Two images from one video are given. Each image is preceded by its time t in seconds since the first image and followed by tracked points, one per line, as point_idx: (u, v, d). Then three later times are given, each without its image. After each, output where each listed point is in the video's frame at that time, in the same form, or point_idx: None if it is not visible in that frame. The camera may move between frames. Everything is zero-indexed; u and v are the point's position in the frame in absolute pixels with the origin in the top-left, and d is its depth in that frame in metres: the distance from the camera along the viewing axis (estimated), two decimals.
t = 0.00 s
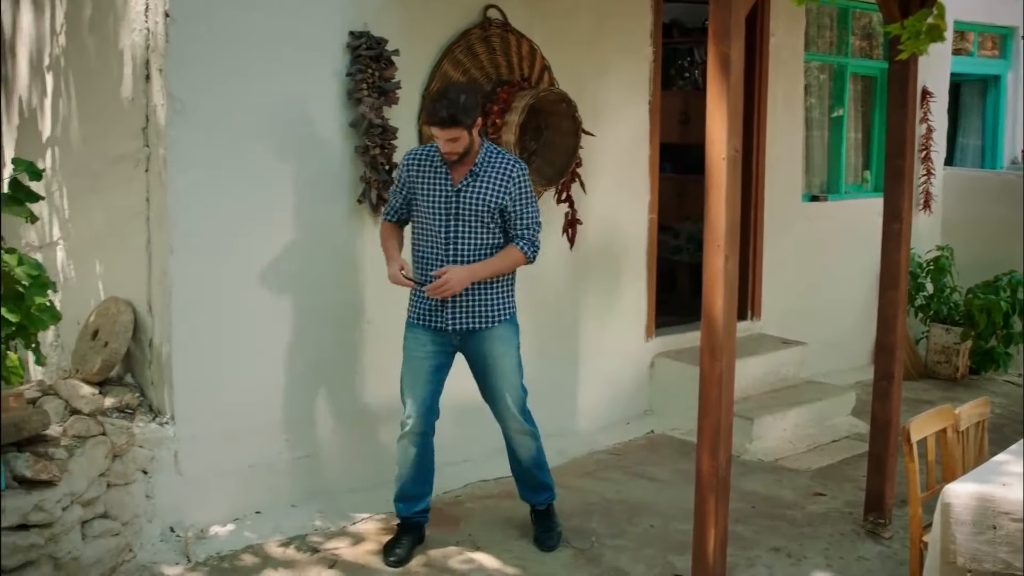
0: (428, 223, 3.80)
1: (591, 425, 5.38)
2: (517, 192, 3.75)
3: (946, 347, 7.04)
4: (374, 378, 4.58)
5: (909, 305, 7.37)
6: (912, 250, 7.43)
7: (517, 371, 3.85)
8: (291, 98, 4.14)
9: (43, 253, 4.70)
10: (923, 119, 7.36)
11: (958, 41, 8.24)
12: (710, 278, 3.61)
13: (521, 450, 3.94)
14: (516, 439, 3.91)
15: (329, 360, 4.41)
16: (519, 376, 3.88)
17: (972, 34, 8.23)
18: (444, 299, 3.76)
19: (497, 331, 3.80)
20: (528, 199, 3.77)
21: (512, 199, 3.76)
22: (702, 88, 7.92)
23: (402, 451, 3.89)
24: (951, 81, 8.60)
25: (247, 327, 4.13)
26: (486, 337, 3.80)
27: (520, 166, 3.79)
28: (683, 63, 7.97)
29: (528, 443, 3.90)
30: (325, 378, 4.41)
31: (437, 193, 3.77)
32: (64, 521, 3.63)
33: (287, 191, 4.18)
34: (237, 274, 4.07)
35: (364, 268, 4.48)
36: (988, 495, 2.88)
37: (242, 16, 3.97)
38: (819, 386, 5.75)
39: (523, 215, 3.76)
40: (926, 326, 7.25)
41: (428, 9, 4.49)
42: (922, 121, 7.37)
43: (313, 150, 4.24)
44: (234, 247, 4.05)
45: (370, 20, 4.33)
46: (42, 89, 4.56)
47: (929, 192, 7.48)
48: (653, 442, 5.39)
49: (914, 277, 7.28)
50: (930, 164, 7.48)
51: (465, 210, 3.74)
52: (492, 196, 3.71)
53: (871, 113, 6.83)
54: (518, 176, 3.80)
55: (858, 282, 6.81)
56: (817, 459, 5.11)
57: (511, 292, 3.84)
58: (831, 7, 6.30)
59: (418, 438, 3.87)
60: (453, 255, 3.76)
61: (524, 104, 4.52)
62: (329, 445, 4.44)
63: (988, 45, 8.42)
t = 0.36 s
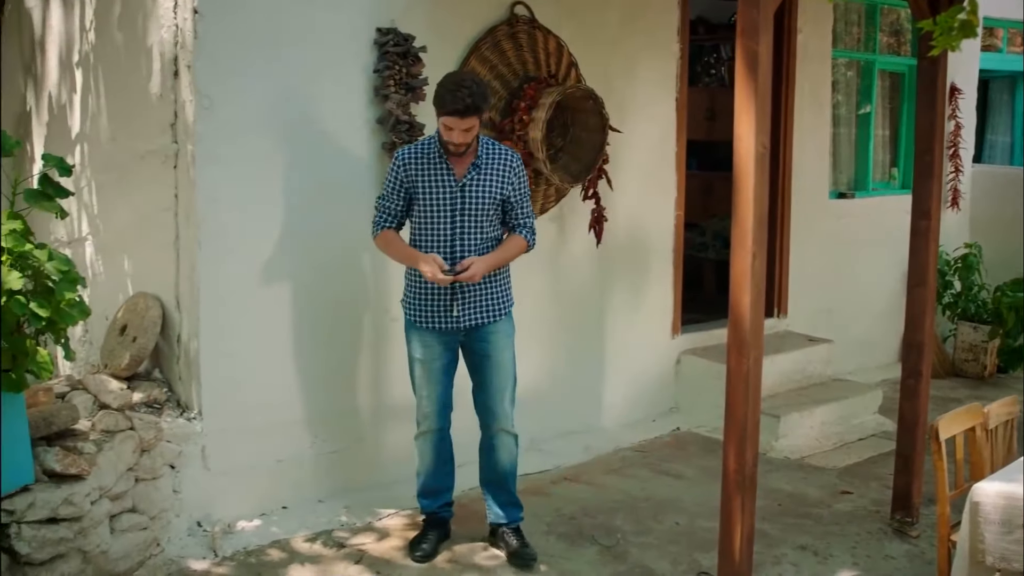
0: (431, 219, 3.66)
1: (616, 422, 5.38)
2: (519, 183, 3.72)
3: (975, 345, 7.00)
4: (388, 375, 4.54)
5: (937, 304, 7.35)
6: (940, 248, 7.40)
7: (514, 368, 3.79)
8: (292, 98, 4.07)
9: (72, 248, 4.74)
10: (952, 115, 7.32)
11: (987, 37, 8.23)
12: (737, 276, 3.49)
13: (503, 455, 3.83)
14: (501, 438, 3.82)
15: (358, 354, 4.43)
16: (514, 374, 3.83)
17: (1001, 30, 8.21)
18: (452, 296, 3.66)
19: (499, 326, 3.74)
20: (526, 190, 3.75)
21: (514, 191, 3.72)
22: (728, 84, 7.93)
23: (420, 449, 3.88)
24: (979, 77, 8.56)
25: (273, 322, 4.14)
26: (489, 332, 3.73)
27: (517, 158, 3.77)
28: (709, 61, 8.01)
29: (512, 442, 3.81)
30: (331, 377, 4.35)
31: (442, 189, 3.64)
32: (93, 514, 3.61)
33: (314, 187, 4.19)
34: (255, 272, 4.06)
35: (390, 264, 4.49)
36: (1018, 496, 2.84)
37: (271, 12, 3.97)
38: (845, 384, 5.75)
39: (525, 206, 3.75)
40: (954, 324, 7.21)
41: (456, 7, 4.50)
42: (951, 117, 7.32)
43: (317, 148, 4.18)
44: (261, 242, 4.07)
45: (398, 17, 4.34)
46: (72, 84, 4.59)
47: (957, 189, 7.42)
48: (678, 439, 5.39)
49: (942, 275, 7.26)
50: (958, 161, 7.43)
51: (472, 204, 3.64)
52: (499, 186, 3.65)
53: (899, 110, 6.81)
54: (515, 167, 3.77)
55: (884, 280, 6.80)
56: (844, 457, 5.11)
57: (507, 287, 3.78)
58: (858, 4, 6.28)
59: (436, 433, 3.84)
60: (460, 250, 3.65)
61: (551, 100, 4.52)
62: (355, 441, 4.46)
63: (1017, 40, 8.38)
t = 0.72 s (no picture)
0: (465, 223, 3.59)
1: (631, 421, 5.39)
2: (545, 190, 3.72)
3: (991, 345, 6.99)
4: (402, 373, 4.55)
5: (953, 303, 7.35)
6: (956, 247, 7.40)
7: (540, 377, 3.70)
8: (300, 100, 4.06)
9: (89, 246, 4.76)
10: (968, 114, 7.30)
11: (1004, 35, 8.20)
12: (753, 275, 3.46)
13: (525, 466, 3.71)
14: (525, 448, 3.69)
15: (372, 352, 4.44)
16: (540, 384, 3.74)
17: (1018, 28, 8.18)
18: (483, 300, 3.59)
19: (526, 333, 3.67)
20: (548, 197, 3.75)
21: (539, 197, 3.71)
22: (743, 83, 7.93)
23: (440, 456, 3.82)
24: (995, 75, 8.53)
25: (289, 320, 4.15)
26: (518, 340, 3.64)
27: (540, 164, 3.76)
28: (725, 58, 8.03)
29: (537, 452, 3.69)
30: (340, 377, 4.34)
31: (475, 192, 3.57)
32: (109, 512, 3.58)
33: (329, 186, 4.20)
34: (270, 270, 4.07)
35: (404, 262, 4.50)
36: None
37: (287, 12, 3.98)
38: (861, 383, 5.75)
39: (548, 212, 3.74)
40: (970, 323, 7.20)
41: (472, 5, 4.51)
42: (967, 116, 7.30)
43: (328, 147, 4.17)
44: (277, 241, 4.07)
45: (414, 15, 4.34)
46: (90, 83, 4.61)
47: (973, 188, 7.41)
48: (693, 438, 5.39)
49: (958, 274, 7.25)
50: (974, 160, 7.42)
51: (503, 208, 3.60)
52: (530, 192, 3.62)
53: (915, 109, 6.79)
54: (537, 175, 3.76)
55: (899, 279, 6.79)
56: (860, 457, 5.10)
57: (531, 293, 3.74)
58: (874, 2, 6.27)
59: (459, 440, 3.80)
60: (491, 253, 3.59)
61: (567, 99, 4.53)
62: (370, 439, 4.47)
63: None
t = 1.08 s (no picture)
0: (506, 225, 3.51)
1: (635, 420, 5.39)
2: (594, 194, 3.60)
3: (994, 343, 7.00)
4: (405, 371, 4.56)
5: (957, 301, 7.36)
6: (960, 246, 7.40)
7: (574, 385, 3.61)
8: (304, 98, 4.06)
9: (93, 244, 4.77)
10: (972, 113, 7.29)
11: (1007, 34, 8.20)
12: (756, 274, 3.44)
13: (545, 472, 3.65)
14: (547, 456, 3.62)
15: (376, 351, 4.44)
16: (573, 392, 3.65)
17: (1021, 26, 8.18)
18: (523, 304, 3.49)
19: (565, 342, 3.56)
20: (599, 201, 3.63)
21: (587, 201, 3.59)
22: (746, 81, 7.93)
23: (458, 458, 3.73)
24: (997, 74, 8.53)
25: (292, 319, 4.15)
26: (554, 348, 3.54)
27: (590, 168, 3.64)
28: (727, 58, 8.04)
29: (558, 460, 3.63)
30: (343, 376, 4.34)
31: (516, 194, 3.48)
32: (113, 509, 3.57)
33: (333, 184, 4.20)
34: (274, 269, 4.07)
35: (408, 260, 4.51)
36: None
37: (291, 10, 3.98)
38: (865, 381, 5.75)
39: (598, 217, 3.62)
40: (974, 322, 7.21)
41: (475, 4, 4.50)
42: (971, 114, 7.30)
43: (332, 146, 4.17)
44: (280, 240, 4.07)
45: (417, 13, 4.34)
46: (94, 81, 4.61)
47: (977, 187, 7.43)
48: (697, 436, 5.39)
49: (962, 272, 7.25)
50: (978, 159, 7.44)
51: (547, 211, 3.49)
52: (576, 194, 3.51)
53: (919, 107, 6.79)
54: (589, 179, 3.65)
55: (902, 278, 6.79)
56: (864, 456, 5.10)
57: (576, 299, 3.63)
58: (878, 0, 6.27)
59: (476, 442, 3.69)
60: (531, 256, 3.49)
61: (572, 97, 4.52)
62: (373, 438, 4.47)
63: None
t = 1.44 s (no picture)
0: (517, 222, 3.48)
1: (636, 416, 5.40)
2: (605, 195, 3.62)
3: (995, 341, 7.00)
4: (406, 369, 4.56)
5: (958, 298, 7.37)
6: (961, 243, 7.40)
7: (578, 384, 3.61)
8: (306, 96, 4.06)
9: (94, 241, 4.76)
10: (973, 110, 7.28)
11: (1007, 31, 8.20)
12: (757, 271, 3.44)
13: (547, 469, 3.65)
14: (549, 452, 3.63)
15: (376, 349, 4.44)
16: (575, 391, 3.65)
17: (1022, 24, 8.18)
18: (535, 302, 3.47)
19: (573, 342, 3.56)
20: (609, 203, 3.65)
21: (598, 203, 3.61)
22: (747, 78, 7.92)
23: (476, 467, 3.61)
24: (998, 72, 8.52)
25: (294, 316, 4.15)
26: (563, 347, 3.54)
27: (600, 170, 3.66)
28: (728, 54, 8.03)
29: (560, 458, 3.64)
30: (345, 373, 4.34)
31: (529, 191, 3.48)
32: (114, 507, 3.57)
33: (333, 181, 4.20)
34: (274, 266, 4.07)
35: (409, 257, 4.50)
36: None
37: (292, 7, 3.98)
38: (866, 379, 5.75)
39: (606, 218, 3.64)
40: (975, 319, 7.22)
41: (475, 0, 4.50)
42: (972, 112, 7.30)
43: (333, 143, 4.17)
44: (281, 237, 4.07)
45: (418, 10, 4.34)
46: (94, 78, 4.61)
47: (978, 184, 7.46)
48: (697, 433, 5.39)
49: (963, 269, 7.24)
50: (979, 156, 7.46)
51: (559, 210, 3.50)
52: (588, 194, 3.52)
53: (921, 104, 6.79)
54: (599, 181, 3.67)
55: (903, 275, 6.78)
56: (865, 452, 5.10)
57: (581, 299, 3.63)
58: None
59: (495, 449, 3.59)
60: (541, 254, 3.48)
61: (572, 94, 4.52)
62: (374, 435, 4.47)
63: None
